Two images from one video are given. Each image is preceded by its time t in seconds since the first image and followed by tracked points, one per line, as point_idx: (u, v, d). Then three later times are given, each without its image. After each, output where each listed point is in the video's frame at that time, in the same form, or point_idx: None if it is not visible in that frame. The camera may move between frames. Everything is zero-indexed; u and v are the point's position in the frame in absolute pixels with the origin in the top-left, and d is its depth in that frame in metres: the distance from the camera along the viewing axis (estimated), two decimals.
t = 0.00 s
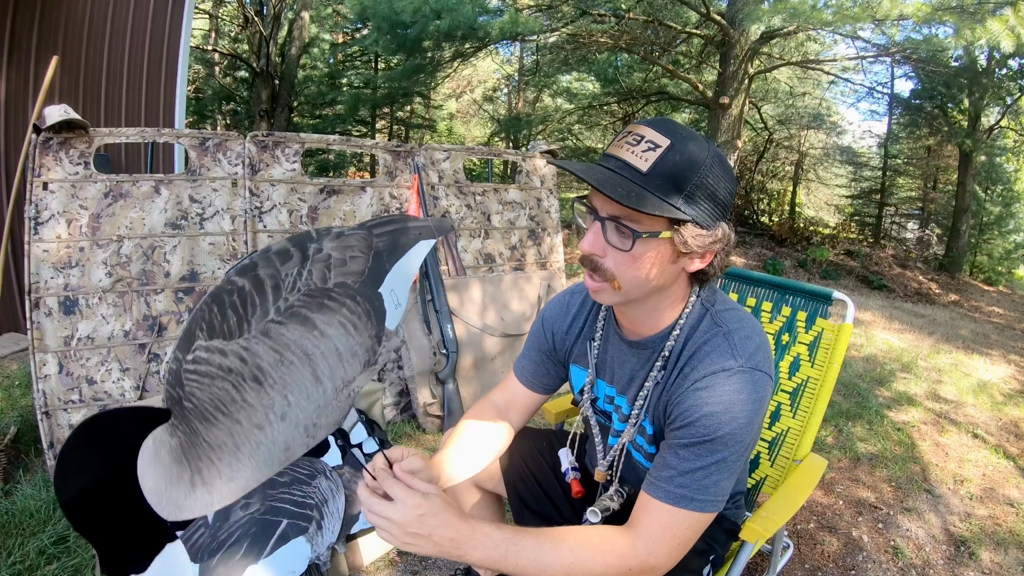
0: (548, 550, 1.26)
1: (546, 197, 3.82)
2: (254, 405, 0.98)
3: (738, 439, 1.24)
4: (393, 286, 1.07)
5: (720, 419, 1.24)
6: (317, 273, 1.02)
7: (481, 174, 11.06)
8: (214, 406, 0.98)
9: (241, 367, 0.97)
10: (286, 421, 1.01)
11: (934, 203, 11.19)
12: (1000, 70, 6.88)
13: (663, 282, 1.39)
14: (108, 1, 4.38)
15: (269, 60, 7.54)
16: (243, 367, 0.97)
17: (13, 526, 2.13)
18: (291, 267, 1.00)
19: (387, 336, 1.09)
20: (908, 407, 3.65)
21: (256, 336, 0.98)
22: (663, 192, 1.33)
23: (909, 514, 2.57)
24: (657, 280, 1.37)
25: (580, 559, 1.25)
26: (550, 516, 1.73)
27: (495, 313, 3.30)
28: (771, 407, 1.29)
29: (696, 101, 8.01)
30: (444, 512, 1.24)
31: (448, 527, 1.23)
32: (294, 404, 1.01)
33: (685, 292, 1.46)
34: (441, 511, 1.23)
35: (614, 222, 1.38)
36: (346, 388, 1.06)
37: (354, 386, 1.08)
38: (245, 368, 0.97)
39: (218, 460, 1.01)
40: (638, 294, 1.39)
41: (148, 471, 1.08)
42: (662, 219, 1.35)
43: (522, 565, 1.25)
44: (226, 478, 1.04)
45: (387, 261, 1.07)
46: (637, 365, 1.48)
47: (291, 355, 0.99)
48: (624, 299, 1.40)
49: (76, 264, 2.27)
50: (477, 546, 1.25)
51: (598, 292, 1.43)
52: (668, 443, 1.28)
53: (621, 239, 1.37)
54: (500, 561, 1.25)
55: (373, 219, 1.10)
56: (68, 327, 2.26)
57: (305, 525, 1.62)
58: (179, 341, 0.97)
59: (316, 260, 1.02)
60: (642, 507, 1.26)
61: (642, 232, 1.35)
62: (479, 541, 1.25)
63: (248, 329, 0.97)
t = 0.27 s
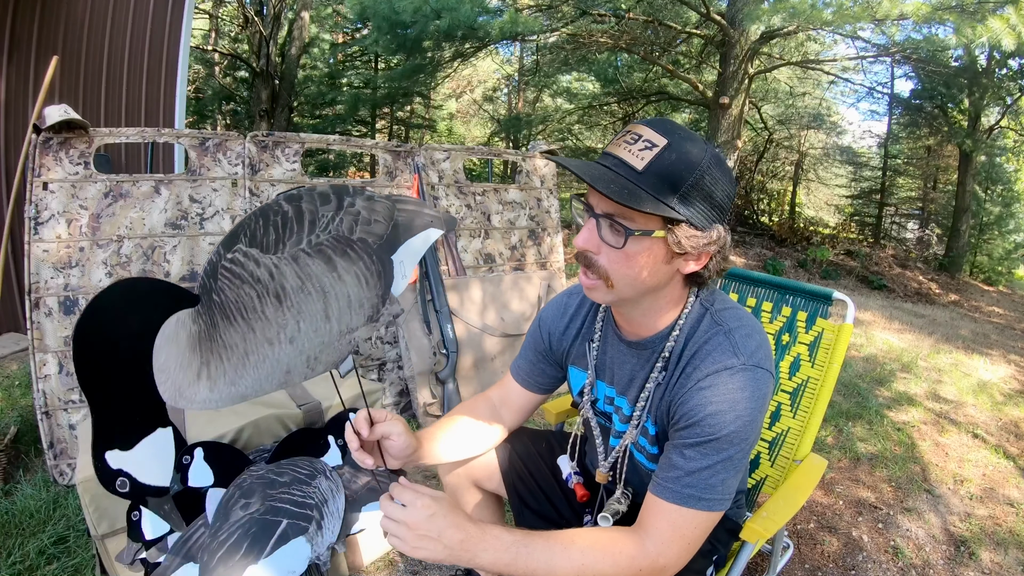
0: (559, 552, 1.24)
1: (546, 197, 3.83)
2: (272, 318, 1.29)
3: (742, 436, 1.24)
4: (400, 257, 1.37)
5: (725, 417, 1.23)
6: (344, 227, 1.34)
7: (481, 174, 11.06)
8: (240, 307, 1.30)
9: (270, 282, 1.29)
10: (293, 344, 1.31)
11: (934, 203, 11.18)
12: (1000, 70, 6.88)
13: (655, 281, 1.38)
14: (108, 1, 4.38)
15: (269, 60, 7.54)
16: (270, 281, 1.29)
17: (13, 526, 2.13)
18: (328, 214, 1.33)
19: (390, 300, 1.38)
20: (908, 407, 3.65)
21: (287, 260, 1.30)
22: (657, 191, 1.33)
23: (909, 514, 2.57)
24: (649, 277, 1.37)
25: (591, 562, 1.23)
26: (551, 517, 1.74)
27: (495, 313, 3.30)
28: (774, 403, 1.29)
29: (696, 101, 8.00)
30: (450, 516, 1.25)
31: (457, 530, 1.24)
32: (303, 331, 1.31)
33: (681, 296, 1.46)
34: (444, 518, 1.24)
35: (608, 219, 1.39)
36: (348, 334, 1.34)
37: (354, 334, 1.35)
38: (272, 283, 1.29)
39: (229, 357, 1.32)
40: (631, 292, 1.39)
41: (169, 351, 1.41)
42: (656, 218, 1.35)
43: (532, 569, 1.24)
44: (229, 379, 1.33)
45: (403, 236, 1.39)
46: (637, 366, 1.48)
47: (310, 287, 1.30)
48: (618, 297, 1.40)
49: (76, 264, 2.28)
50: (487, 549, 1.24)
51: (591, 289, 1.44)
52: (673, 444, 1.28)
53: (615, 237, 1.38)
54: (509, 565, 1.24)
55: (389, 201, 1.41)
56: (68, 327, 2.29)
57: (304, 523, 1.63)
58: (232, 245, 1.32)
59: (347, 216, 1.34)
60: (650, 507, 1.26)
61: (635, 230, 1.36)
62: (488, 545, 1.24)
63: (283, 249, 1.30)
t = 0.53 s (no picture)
0: (561, 555, 1.24)
1: (546, 197, 3.83)
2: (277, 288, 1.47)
3: (743, 435, 1.24)
4: (414, 250, 1.58)
5: (725, 415, 1.24)
6: (358, 213, 1.54)
7: (481, 173, 11.06)
8: (247, 274, 1.45)
9: (279, 254, 1.46)
10: (296, 314, 1.49)
11: (934, 203, 11.17)
12: (1000, 70, 6.88)
13: (642, 280, 1.38)
14: (109, 1, 4.38)
15: (269, 60, 7.54)
16: (280, 254, 1.46)
17: (13, 526, 2.13)
18: (344, 200, 1.54)
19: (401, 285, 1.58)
20: (908, 407, 3.65)
21: (298, 237, 1.49)
22: (644, 191, 1.32)
23: (909, 514, 2.57)
24: (633, 276, 1.37)
25: (594, 564, 1.23)
26: (550, 516, 1.74)
27: (495, 313, 3.30)
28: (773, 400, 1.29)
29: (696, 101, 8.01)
30: (452, 519, 1.27)
31: (460, 533, 1.25)
32: (307, 304, 1.50)
33: (676, 298, 1.46)
34: (443, 522, 1.26)
35: (596, 218, 1.39)
36: (351, 315, 1.56)
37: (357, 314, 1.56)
38: (282, 256, 1.46)
39: (231, 320, 1.47)
40: (617, 290, 1.40)
41: (177, 303, 1.52)
42: (642, 218, 1.34)
43: (535, 572, 1.24)
44: (228, 339, 1.48)
45: (417, 227, 1.59)
46: (635, 366, 1.48)
47: (319, 264, 1.49)
48: (605, 294, 1.41)
49: (76, 263, 2.32)
50: (489, 552, 1.25)
51: (579, 286, 1.45)
52: (673, 444, 1.28)
53: (603, 236, 1.38)
54: (512, 568, 1.24)
55: (408, 193, 1.60)
56: (68, 328, 2.33)
57: (303, 522, 1.63)
58: (246, 217, 1.48)
59: (361, 204, 1.55)
60: (653, 508, 1.26)
61: (619, 229, 1.36)
62: (492, 548, 1.25)
63: (296, 227, 1.49)
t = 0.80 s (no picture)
0: (565, 556, 1.24)
1: (546, 197, 3.83)
2: (284, 279, 1.54)
3: (742, 434, 1.24)
4: (421, 244, 1.65)
5: (723, 415, 1.23)
6: (367, 207, 1.60)
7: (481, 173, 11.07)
8: (255, 264, 1.52)
9: (287, 246, 1.52)
10: (302, 304, 1.57)
11: (934, 203, 11.16)
12: (1000, 70, 6.88)
13: (631, 284, 1.37)
14: (108, 0, 4.38)
15: (269, 60, 7.54)
16: (288, 245, 1.53)
17: (13, 526, 2.13)
18: (353, 193, 1.59)
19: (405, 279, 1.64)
20: (908, 407, 3.65)
21: (306, 229, 1.55)
22: (630, 195, 1.32)
23: (909, 514, 2.57)
24: (620, 279, 1.37)
25: (597, 564, 1.24)
26: (549, 511, 1.74)
27: (495, 313, 3.30)
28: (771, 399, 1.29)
29: (696, 101, 8.01)
30: (454, 520, 1.28)
31: (462, 534, 1.26)
32: (313, 295, 1.58)
33: (672, 301, 1.44)
34: (444, 523, 1.27)
35: (585, 221, 1.39)
36: (356, 305, 1.64)
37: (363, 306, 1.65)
38: (290, 247, 1.53)
39: (239, 307, 1.54)
40: (607, 292, 1.40)
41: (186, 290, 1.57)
42: (629, 222, 1.34)
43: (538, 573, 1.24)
44: (234, 327, 1.55)
45: (425, 223, 1.66)
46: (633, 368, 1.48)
47: (327, 256, 1.56)
48: (596, 297, 1.42)
49: (76, 264, 2.33)
50: (492, 554, 1.25)
51: (571, 289, 1.46)
52: (672, 445, 1.28)
53: (592, 240, 1.38)
54: (515, 569, 1.25)
55: (420, 190, 1.70)
56: (68, 327, 2.34)
57: (303, 522, 1.62)
58: (257, 207, 1.53)
59: (371, 198, 1.61)
60: (654, 509, 1.26)
61: (607, 233, 1.36)
62: (494, 549, 1.25)
63: (304, 219, 1.54)
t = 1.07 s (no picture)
0: (568, 557, 1.24)
1: (546, 197, 3.83)
2: (290, 268, 1.47)
3: (742, 433, 1.24)
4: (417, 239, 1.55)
5: (723, 414, 1.23)
6: (367, 201, 1.53)
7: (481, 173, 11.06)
8: (264, 251, 1.48)
9: (293, 236, 1.46)
10: (308, 293, 1.49)
11: (934, 203, 11.15)
12: (1000, 70, 6.89)
13: (635, 291, 1.37)
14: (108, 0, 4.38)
15: (269, 60, 7.54)
16: (293, 236, 1.46)
17: (13, 526, 2.13)
18: (353, 188, 1.53)
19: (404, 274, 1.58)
20: (908, 407, 3.65)
21: (311, 221, 1.48)
22: (635, 203, 1.31)
23: (909, 514, 2.57)
24: (624, 287, 1.37)
25: (599, 565, 1.24)
26: (550, 508, 1.74)
27: (495, 313, 3.30)
28: (770, 397, 1.29)
29: (696, 101, 8.01)
30: (456, 520, 1.29)
31: (465, 534, 1.26)
32: (318, 284, 1.49)
33: (671, 303, 1.44)
34: (445, 523, 1.28)
35: (589, 231, 1.38)
36: (360, 297, 1.55)
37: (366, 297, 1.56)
38: (296, 237, 1.46)
39: (248, 293, 1.52)
40: (610, 300, 1.40)
41: (200, 273, 1.68)
42: (635, 232, 1.33)
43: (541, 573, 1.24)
44: (245, 312, 1.54)
45: (422, 220, 1.57)
46: (631, 369, 1.48)
47: (330, 246, 1.48)
48: (599, 305, 1.42)
49: (76, 264, 2.34)
50: (495, 554, 1.25)
51: (574, 297, 1.45)
52: (672, 446, 1.28)
53: (597, 249, 1.37)
54: (518, 570, 1.25)
55: (413, 188, 1.61)
56: (68, 327, 2.34)
57: (303, 522, 1.62)
58: (265, 198, 1.50)
59: (370, 193, 1.54)
60: (656, 510, 1.26)
61: (613, 243, 1.35)
62: (497, 550, 1.26)
63: (308, 210, 1.48)
